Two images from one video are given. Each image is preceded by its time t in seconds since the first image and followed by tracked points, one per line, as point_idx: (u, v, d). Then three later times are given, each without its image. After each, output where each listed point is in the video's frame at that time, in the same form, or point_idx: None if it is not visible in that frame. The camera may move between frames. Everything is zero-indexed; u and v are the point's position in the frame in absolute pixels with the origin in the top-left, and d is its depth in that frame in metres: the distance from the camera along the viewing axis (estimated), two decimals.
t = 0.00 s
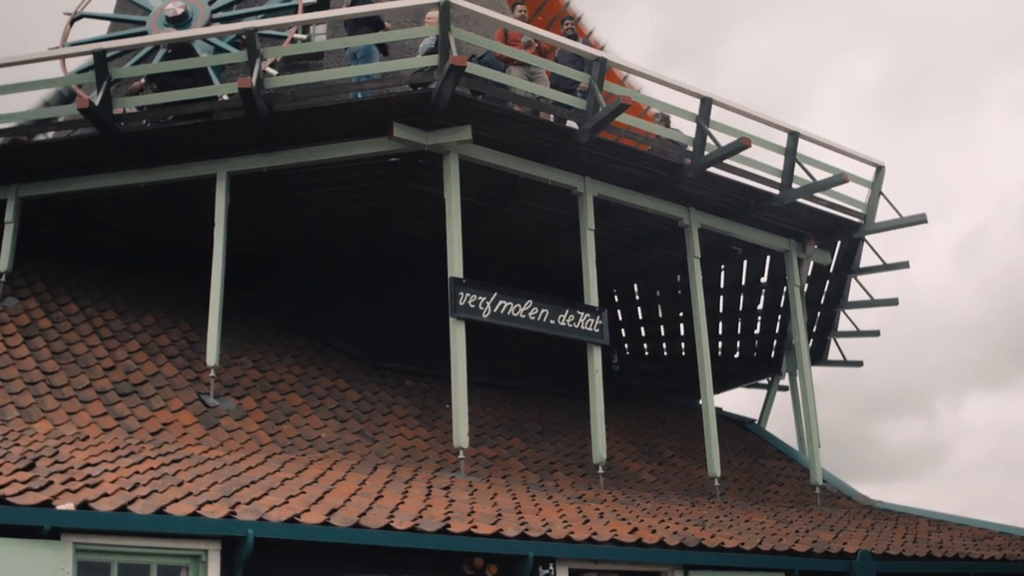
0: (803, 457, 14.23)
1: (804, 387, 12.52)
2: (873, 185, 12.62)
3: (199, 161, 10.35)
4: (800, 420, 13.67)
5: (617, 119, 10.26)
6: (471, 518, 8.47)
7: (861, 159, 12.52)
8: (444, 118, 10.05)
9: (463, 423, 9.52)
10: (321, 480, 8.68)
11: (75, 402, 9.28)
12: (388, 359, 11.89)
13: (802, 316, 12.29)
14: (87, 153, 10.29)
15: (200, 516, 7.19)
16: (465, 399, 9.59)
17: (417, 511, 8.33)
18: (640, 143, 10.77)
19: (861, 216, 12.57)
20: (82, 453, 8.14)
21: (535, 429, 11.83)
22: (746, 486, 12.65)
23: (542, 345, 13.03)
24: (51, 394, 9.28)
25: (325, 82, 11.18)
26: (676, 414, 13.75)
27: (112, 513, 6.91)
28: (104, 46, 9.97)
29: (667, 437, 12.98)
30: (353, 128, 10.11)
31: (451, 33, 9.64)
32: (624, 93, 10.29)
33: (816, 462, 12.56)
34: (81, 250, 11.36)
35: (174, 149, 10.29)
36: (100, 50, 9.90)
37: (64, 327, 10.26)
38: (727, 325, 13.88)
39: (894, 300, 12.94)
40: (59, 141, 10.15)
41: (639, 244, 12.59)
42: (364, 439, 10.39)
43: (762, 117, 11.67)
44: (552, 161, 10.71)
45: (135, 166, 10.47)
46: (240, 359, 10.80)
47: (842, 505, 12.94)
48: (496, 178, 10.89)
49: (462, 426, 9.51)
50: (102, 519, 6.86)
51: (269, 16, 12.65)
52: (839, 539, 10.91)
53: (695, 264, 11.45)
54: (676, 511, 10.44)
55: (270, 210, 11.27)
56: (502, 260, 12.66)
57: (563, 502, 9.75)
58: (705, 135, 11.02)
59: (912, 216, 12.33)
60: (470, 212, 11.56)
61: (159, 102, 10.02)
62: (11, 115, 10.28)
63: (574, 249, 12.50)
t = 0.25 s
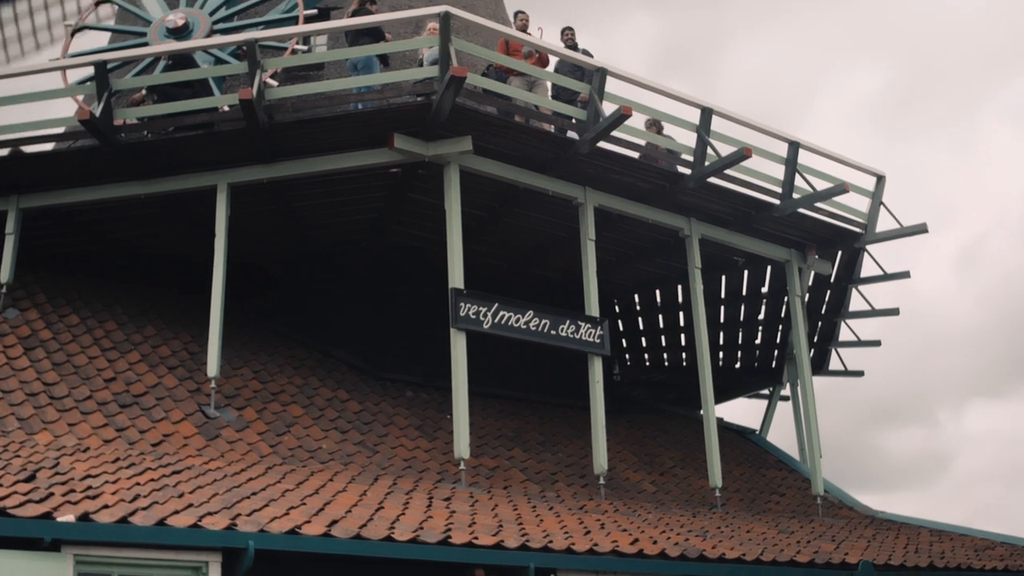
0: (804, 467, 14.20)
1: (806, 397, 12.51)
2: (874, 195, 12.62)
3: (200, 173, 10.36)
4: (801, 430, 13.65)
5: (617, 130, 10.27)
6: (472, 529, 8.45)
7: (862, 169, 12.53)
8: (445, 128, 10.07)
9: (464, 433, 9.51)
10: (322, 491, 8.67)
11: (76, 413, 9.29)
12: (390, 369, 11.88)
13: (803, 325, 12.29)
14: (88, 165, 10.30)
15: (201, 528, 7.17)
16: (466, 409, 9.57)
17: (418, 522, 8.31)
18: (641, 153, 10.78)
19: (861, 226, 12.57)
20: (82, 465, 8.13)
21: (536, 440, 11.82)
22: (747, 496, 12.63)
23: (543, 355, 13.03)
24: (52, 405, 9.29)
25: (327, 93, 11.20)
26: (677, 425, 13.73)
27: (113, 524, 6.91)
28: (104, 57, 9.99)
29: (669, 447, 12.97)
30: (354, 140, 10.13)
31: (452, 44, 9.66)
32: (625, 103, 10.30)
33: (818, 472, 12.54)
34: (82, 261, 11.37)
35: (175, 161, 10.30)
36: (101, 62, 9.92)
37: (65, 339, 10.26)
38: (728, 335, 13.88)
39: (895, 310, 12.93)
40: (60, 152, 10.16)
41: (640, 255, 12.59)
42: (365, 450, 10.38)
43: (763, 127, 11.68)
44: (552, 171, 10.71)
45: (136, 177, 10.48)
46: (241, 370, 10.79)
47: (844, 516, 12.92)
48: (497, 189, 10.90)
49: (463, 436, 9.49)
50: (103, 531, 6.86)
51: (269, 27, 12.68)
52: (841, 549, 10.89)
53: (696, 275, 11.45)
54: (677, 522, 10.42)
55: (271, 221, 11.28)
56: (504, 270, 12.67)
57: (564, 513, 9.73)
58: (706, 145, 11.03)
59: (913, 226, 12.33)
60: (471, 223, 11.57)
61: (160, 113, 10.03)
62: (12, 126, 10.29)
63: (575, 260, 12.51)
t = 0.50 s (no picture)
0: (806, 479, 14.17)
1: (807, 409, 12.49)
2: (875, 206, 12.61)
3: (202, 185, 10.37)
4: (803, 442, 13.63)
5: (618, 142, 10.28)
6: (474, 542, 8.43)
7: (863, 180, 12.53)
8: (446, 141, 10.08)
9: (465, 446, 9.49)
10: (323, 504, 8.65)
11: (77, 425, 9.30)
12: (391, 382, 11.87)
13: (804, 337, 12.28)
14: (89, 177, 10.32)
15: (202, 541, 7.17)
16: (467, 421, 9.56)
17: (419, 535, 8.29)
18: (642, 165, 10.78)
19: (863, 238, 12.57)
20: (83, 477, 8.12)
21: (538, 452, 11.80)
22: (749, 508, 12.61)
23: (545, 367, 13.02)
24: (53, 418, 9.30)
25: (328, 105, 11.21)
26: (678, 437, 13.71)
27: (114, 537, 6.92)
28: (106, 69, 10.01)
29: (670, 459, 12.95)
30: (355, 152, 10.14)
31: (453, 57, 9.67)
32: (626, 115, 10.31)
33: (819, 484, 12.52)
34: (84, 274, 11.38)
35: (177, 173, 10.31)
36: (103, 74, 9.94)
37: (67, 351, 10.26)
38: (729, 347, 13.87)
39: (897, 322, 12.91)
40: (62, 165, 10.17)
41: (641, 267, 12.59)
42: (366, 463, 10.37)
43: (764, 139, 11.69)
44: (554, 183, 10.71)
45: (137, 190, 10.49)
46: (242, 383, 10.79)
47: (846, 528, 12.88)
48: (498, 201, 10.91)
49: (465, 448, 9.47)
50: (104, 543, 6.88)
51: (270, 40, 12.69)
52: (843, 562, 10.86)
53: (697, 287, 11.45)
54: (679, 534, 10.39)
55: (272, 234, 11.28)
56: (505, 282, 12.67)
57: (565, 526, 9.71)
58: (707, 157, 11.04)
59: (914, 237, 12.32)
60: (473, 235, 11.57)
61: (161, 126, 10.05)
62: (14, 138, 10.31)
63: (576, 272, 12.50)
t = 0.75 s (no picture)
0: (808, 492, 14.15)
1: (809, 421, 12.47)
2: (877, 219, 12.61)
3: (204, 198, 10.39)
4: (804, 455, 13.60)
5: (620, 155, 10.29)
6: (475, 555, 8.41)
7: (864, 193, 12.53)
8: (448, 153, 10.09)
9: (467, 459, 9.48)
10: (325, 517, 8.64)
11: (78, 438, 9.31)
12: (392, 394, 11.86)
13: (806, 349, 12.27)
14: (91, 190, 10.34)
15: (203, 554, 7.15)
16: (469, 433, 9.54)
17: (421, 548, 8.26)
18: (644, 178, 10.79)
19: (865, 250, 12.57)
20: (85, 490, 8.11)
21: (539, 465, 11.79)
22: (751, 521, 12.59)
23: (546, 380, 13.01)
24: (55, 430, 9.31)
25: (330, 118, 11.23)
26: (680, 449, 13.69)
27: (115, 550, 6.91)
28: (108, 82, 10.03)
29: (672, 472, 12.93)
30: (357, 165, 10.15)
31: (454, 70, 9.69)
32: (628, 128, 10.31)
33: (821, 496, 12.49)
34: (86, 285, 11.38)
35: (179, 186, 10.33)
36: (105, 87, 9.96)
37: (68, 363, 10.26)
38: (731, 359, 13.85)
39: (899, 334, 12.89)
40: (64, 177, 10.19)
41: (643, 279, 12.59)
42: (368, 475, 10.37)
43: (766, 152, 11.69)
44: (555, 196, 10.72)
45: (139, 202, 10.50)
46: (244, 395, 10.78)
47: (848, 540, 12.85)
48: (500, 214, 10.92)
49: (466, 461, 9.45)
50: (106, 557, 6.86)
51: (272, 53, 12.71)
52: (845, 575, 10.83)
53: (698, 299, 11.44)
54: (681, 547, 10.37)
55: (274, 246, 11.28)
56: (506, 295, 12.67)
57: (567, 539, 9.68)
58: (709, 169, 11.05)
59: (916, 250, 12.32)
60: (474, 248, 11.58)
61: (163, 138, 10.07)
62: (16, 151, 10.33)
63: (578, 285, 12.51)
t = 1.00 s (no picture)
0: (810, 503, 14.12)
1: (810, 433, 12.45)
2: (877, 230, 12.61)
3: (205, 210, 10.40)
4: (806, 466, 13.58)
5: (621, 166, 10.29)
6: (477, 568, 8.38)
7: (865, 204, 12.53)
8: (449, 165, 10.09)
9: (468, 471, 9.46)
10: (326, 529, 8.62)
11: (79, 449, 9.32)
12: (393, 406, 11.85)
13: (807, 361, 12.26)
14: (93, 201, 10.35)
15: (204, 566, 7.13)
16: (470, 445, 9.53)
17: (422, 560, 8.24)
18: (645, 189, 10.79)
19: (866, 262, 12.57)
20: (85, 502, 8.11)
21: (540, 476, 11.78)
22: (752, 533, 12.56)
23: (547, 391, 13.00)
24: (56, 442, 9.33)
25: (332, 130, 11.24)
26: (681, 461, 13.67)
27: (116, 562, 6.90)
28: (110, 94, 10.04)
29: (673, 483, 12.91)
30: (358, 176, 10.15)
31: (455, 82, 9.70)
32: (629, 140, 10.31)
33: (823, 508, 12.46)
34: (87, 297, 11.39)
35: (180, 197, 10.34)
36: (107, 99, 9.97)
37: (69, 374, 10.26)
38: (732, 371, 13.84)
39: (900, 346, 12.88)
40: (65, 189, 10.20)
41: (644, 291, 12.59)
42: (369, 487, 10.35)
43: (766, 164, 11.70)
44: (557, 208, 10.73)
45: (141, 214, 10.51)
46: (245, 407, 10.77)
47: (850, 552, 12.82)
48: (501, 226, 10.93)
49: (467, 473, 9.43)
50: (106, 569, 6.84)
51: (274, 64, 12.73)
52: None
53: (699, 311, 11.44)
54: (682, 559, 10.34)
55: (275, 258, 11.28)
56: (507, 306, 12.66)
57: (569, 551, 9.66)
58: (710, 181, 11.06)
59: (917, 261, 12.31)
60: (475, 259, 11.58)
61: (165, 150, 10.08)
62: (18, 162, 10.34)
63: (579, 296, 12.51)
